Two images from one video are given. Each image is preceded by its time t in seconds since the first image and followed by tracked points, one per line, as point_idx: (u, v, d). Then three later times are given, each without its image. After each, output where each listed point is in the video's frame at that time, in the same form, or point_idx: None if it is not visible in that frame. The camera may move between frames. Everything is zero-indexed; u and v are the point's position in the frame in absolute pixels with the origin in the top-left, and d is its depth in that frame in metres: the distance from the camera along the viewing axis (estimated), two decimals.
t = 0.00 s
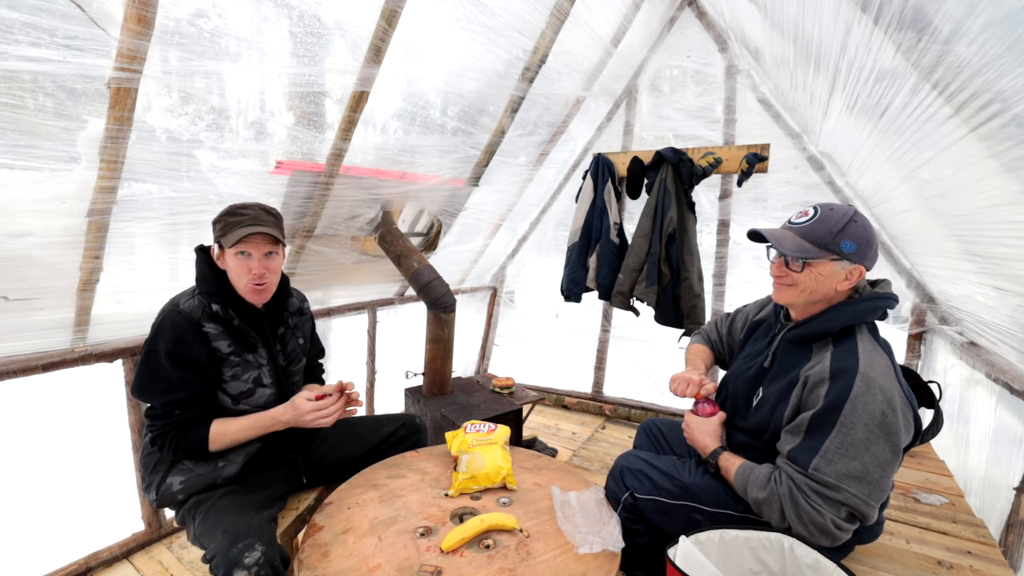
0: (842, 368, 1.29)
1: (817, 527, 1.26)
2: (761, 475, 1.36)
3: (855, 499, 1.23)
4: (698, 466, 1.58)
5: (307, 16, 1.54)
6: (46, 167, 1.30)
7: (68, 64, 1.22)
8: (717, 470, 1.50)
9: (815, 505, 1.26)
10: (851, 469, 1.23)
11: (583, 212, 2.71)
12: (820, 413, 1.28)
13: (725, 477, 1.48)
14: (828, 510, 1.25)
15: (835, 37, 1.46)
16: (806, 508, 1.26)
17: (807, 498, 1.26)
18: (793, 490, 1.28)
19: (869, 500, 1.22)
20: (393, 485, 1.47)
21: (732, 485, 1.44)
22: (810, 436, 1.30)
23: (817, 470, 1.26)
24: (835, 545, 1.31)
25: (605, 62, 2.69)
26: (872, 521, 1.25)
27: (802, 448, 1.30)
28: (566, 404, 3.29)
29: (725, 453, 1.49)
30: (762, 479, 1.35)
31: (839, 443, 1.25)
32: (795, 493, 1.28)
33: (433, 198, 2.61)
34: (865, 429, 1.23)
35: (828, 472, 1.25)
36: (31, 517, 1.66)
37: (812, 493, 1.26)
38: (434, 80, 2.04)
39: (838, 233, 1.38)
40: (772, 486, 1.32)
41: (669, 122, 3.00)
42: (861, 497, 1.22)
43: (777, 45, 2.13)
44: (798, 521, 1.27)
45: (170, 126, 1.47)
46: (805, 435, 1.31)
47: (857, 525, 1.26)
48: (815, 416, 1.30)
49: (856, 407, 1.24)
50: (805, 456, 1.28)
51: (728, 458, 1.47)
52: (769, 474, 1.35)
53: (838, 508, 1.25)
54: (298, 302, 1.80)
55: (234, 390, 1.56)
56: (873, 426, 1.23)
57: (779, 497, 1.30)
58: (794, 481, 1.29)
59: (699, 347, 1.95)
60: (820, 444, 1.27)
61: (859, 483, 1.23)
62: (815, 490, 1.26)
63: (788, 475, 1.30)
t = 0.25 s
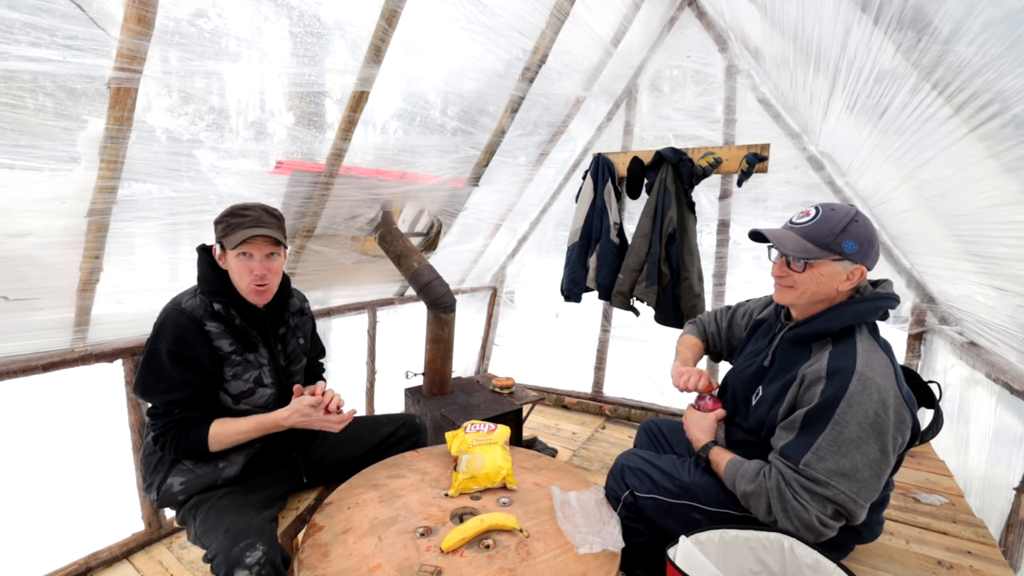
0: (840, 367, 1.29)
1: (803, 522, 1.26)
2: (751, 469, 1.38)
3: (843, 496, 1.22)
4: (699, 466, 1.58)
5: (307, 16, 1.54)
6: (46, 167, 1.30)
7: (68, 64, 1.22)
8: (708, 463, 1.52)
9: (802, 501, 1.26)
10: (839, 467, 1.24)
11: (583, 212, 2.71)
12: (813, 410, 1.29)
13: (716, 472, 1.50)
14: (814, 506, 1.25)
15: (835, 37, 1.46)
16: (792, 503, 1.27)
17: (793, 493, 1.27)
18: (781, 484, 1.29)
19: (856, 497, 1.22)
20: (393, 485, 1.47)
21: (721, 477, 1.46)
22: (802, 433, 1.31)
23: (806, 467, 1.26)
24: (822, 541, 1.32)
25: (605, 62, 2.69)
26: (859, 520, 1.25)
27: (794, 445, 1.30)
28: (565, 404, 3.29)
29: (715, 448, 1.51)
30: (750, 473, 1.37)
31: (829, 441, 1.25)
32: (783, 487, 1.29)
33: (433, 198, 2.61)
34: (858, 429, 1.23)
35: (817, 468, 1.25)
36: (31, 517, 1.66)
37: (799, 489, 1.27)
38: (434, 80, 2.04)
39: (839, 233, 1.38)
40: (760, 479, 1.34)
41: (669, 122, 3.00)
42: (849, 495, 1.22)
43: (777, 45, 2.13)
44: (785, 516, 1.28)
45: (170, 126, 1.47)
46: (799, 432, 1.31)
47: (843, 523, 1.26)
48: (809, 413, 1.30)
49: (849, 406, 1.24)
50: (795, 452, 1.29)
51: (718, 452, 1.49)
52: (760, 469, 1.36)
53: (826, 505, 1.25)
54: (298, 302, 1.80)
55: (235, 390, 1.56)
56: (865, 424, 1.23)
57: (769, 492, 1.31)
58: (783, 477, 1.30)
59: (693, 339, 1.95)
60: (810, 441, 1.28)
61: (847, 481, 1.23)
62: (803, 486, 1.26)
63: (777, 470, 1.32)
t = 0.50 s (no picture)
0: (842, 363, 1.29)
1: (833, 523, 1.26)
2: (775, 472, 1.34)
3: (869, 494, 1.23)
4: (699, 467, 1.57)
5: (307, 16, 1.54)
6: (46, 167, 1.30)
7: (68, 64, 1.22)
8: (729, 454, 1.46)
9: (831, 504, 1.25)
10: (864, 465, 1.24)
11: (583, 212, 2.71)
12: (827, 410, 1.27)
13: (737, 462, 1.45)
14: (843, 507, 1.25)
15: (835, 37, 1.46)
16: (824, 507, 1.25)
17: (823, 497, 1.25)
18: (810, 490, 1.26)
19: (879, 493, 1.24)
20: (393, 485, 1.47)
21: (744, 473, 1.42)
22: (818, 434, 1.29)
23: (833, 469, 1.25)
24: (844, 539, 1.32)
25: (605, 62, 2.69)
26: (879, 512, 1.28)
27: (814, 447, 1.28)
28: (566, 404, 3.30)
29: (741, 437, 1.46)
30: (776, 475, 1.33)
31: (851, 441, 1.25)
32: (811, 493, 1.26)
33: (433, 198, 2.61)
34: (873, 425, 1.24)
35: (841, 469, 1.25)
36: (31, 517, 1.66)
37: (827, 492, 1.25)
38: (434, 80, 2.04)
39: (836, 228, 1.38)
40: (787, 482, 1.30)
41: (669, 122, 3.00)
42: (873, 493, 1.23)
43: (777, 45, 2.13)
44: (813, 518, 1.27)
45: (171, 126, 1.47)
46: (815, 433, 1.30)
47: (867, 517, 1.28)
48: (820, 413, 1.29)
49: (865, 404, 1.24)
50: (818, 454, 1.27)
51: (744, 443, 1.44)
52: (782, 472, 1.33)
53: (852, 504, 1.25)
54: (298, 302, 1.79)
55: (234, 391, 1.56)
56: (879, 421, 1.24)
57: (796, 497, 1.28)
58: (809, 481, 1.27)
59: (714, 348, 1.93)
60: (831, 443, 1.26)
61: (872, 479, 1.23)
62: (832, 489, 1.25)
63: (803, 475, 1.29)
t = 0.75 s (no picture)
0: (850, 359, 1.29)
1: (841, 518, 1.26)
2: (784, 465, 1.33)
3: (877, 489, 1.23)
4: (699, 466, 1.57)
5: (307, 16, 1.54)
6: (46, 167, 1.30)
7: (68, 64, 1.22)
8: (733, 446, 1.45)
9: (840, 498, 1.25)
10: (872, 461, 1.24)
11: (583, 212, 2.71)
12: (837, 405, 1.27)
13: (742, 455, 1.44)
14: (851, 502, 1.25)
15: (835, 37, 1.46)
16: (832, 501, 1.24)
17: (832, 491, 1.25)
18: (819, 484, 1.26)
19: (886, 489, 1.24)
20: (393, 485, 1.47)
21: (748, 465, 1.41)
22: (827, 428, 1.28)
23: (842, 464, 1.25)
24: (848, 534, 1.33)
25: (605, 62, 2.69)
26: (885, 509, 1.28)
27: (823, 441, 1.28)
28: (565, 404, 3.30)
29: (745, 428, 1.45)
30: (785, 468, 1.32)
31: (861, 435, 1.24)
32: (821, 486, 1.26)
33: (433, 198, 2.61)
34: (881, 421, 1.24)
35: (850, 464, 1.24)
36: (31, 517, 1.66)
37: (836, 486, 1.25)
38: (434, 80, 2.04)
39: (836, 226, 1.38)
40: (796, 475, 1.30)
41: (669, 122, 3.00)
42: (880, 489, 1.23)
43: (777, 45, 2.13)
44: (821, 512, 1.26)
45: (170, 126, 1.47)
46: (824, 427, 1.29)
47: (873, 513, 1.28)
48: (828, 409, 1.28)
49: (875, 399, 1.24)
50: (827, 449, 1.27)
51: (750, 436, 1.43)
52: (791, 465, 1.32)
53: (860, 499, 1.25)
54: (297, 302, 1.80)
55: (234, 391, 1.56)
56: (888, 417, 1.24)
57: (805, 491, 1.28)
58: (817, 474, 1.27)
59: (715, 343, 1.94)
60: (840, 437, 1.26)
61: (880, 474, 1.23)
62: (841, 483, 1.25)
63: (812, 469, 1.28)
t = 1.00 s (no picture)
0: (853, 360, 1.29)
1: (842, 518, 1.26)
2: (785, 464, 1.33)
3: (879, 490, 1.23)
4: (699, 466, 1.57)
5: (307, 16, 1.54)
6: (46, 167, 1.30)
7: (67, 64, 1.22)
8: (736, 446, 1.46)
9: (841, 498, 1.25)
10: (874, 462, 1.24)
11: (583, 212, 2.71)
12: (840, 406, 1.27)
13: (743, 453, 1.45)
14: (852, 502, 1.24)
15: (835, 37, 1.46)
16: (834, 501, 1.24)
17: (834, 492, 1.25)
18: (821, 484, 1.26)
19: (888, 490, 1.24)
20: (393, 485, 1.47)
21: (751, 464, 1.42)
22: (829, 429, 1.28)
23: (844, 464, 1.25)
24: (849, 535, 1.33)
25: (605, 62, 2.69)
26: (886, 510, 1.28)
27: (825, 441, 1.28)
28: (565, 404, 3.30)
29: (746, 428, 1.45)
30: (786, 468, 1.32)
31: (863, 436, 1.24)
32: (823, 486, 1.26)
33: (433, 198, 2.61)
34: (884, 422, 1.24)
35: (852, 465, 1.24)
36: (31, 518, 1.66)
37: (838, 486, 1.25)
38: (434, 80, 2.04)
39: (837, 226, 1.38)
40: (798, 475, 1.30)
41: (669, 122, 3.00)
42: (882, 490, 1.23)
43: (777, 45, 2.12)
44: (822, 512, 1.27)
45: (170, 126, 1.47)
46: (826, 427, 1.29)
47: (874, 514, 1.28)
48: (831, 410, 1.28)
49: (878, 400, 1.24)
50: (829, 449, 1.27)
51: (751, 436, 1.43)
52: (793, 465, 1.32)
53: (861, 500, 1.25)
54: (297, 303, 1.79)
55: (233, 393, 1.56)
56: (891, 418, 1.24)
57: (807, 491, 1.28)
58: (819, 475, 1.27)
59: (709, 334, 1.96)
60: (842, 438, 1.26)
61: (882, 475, 1.23)
62: (843, 483, 1.25)
63: (814, 469, 1.28)
